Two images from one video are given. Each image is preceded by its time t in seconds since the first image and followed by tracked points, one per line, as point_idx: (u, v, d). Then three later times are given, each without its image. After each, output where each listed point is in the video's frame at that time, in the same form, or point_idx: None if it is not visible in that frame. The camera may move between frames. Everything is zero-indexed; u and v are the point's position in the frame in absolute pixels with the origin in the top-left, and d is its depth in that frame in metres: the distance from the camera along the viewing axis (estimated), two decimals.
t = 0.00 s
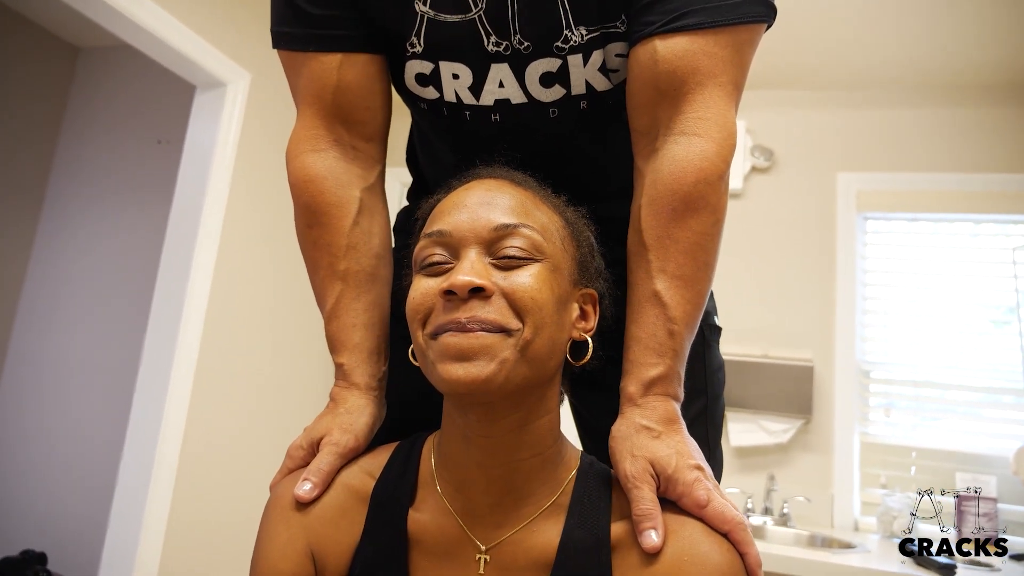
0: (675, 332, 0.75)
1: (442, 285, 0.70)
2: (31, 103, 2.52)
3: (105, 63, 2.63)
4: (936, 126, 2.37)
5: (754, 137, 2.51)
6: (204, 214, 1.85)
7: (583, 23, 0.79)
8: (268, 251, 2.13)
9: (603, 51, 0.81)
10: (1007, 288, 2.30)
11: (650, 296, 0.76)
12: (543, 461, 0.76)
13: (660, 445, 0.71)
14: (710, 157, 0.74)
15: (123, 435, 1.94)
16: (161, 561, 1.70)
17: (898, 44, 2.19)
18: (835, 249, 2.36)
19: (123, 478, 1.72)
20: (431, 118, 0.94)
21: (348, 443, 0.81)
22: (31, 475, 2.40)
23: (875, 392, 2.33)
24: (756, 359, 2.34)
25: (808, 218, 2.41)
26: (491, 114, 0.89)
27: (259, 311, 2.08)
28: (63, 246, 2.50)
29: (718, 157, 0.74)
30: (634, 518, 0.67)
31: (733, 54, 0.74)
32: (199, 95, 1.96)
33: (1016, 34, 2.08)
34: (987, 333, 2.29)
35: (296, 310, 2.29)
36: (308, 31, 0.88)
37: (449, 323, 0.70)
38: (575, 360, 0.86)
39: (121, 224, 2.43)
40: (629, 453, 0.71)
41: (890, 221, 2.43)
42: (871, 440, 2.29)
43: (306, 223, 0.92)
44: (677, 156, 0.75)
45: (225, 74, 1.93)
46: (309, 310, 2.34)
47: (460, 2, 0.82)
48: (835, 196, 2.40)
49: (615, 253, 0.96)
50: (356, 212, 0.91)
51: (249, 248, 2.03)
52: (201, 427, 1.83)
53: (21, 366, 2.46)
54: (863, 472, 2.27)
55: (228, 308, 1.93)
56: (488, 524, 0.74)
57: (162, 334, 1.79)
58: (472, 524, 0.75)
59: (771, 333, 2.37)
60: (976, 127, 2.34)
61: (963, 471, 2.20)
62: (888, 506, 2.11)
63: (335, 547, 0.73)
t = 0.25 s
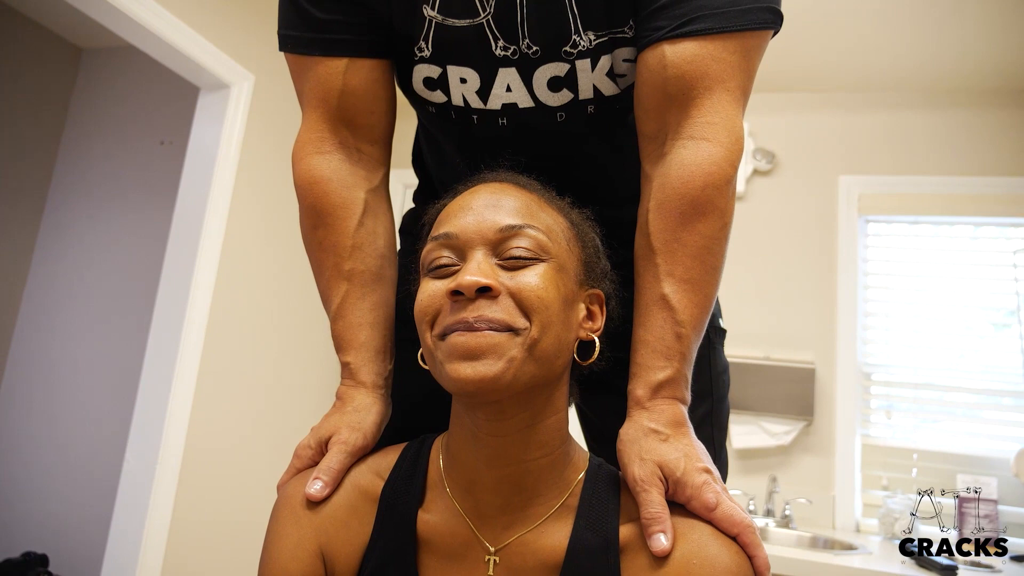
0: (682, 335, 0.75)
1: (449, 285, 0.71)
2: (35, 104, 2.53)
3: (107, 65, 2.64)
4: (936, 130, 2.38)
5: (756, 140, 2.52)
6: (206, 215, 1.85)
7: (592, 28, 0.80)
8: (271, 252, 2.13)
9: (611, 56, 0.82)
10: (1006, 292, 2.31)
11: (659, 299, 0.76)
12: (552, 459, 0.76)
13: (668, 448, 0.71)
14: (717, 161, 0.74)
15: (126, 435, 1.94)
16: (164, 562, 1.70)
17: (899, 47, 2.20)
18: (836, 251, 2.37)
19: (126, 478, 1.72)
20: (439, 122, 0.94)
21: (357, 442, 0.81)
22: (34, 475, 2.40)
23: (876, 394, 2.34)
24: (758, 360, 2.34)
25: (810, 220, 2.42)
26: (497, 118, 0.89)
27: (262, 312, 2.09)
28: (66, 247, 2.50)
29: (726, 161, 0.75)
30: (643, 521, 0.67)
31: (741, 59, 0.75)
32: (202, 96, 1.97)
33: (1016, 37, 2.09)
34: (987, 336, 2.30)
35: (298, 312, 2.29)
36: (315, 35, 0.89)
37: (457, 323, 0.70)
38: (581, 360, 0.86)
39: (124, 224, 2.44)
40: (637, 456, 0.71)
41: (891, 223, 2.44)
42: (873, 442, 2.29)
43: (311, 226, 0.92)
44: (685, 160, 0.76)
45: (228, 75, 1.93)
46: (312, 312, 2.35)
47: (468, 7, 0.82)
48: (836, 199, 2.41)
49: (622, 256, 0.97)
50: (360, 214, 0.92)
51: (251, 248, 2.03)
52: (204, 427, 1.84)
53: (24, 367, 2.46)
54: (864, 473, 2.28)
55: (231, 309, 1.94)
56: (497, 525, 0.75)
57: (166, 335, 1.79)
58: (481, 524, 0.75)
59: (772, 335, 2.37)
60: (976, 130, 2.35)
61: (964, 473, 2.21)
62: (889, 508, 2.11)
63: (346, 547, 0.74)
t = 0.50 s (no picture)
0: (673, 334, 0.76)
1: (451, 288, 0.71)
2: (22, 105, 2.51)
3: (96, 67, 2.62)
4: (922, 133, 2.42)
5: (745, 142, 2.54)
6: (197, 217, 1.84)
7: (586, 33, 0.81)
8: (262, 254, 2.12)
9: (606, 61, 0.83)
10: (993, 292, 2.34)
11: (650, 298, 0.77)
12: (550, 459, 0.76)
13: (658, 443, 0.72)
14: (712, 166, 0.75)
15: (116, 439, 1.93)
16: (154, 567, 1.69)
17: (886, 51, 2.22)
18: (825, 252, 2.39)
19: (116, 482, 1.71)
20: (433, 125, 0.95)
21: (354, 443, 0.81)
22: (22, 479, 2.38)
23: (864, 394, 2.36)
24: (748, 361, 2.36)
25: (799, 222, 2.44)
26: (492, 122, 0.90)
27: (253, 314, 2.08)
28: (53, 249, 2.48)
29: (721, 165, 0.76)
30: (636, 516, 0.68)
31: (737, 66, 0.76)
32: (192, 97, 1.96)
33: (999, 42, 2.12)
34: (973, 336, 2.33)
35: (290, 314, 2.28)
36: (310, 38, 0.89)
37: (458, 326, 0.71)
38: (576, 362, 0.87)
39: (113, 226, 2.42)
40: (628, 452, 0.72)
41: (879, 225, 2.47)
42: (862, 442, 2.32)
43: (305, 229, 0.93)
44: (680, 164, 0.77)
45: (219, 77, 1.93)
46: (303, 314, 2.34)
47: (463, 11, 0.83)
48: (825, 201, 2.43)
49: (616, 258, 0.97)
50: (355, 218, 0.92)
51: (243, 251, 2.02)
52: (195, 431, 1.83)
53: (11, 370, 2.43)
54: (853, 473, 2.30)
55: (222, 311, 1.93)
56: (494, 526, 0.75)
57: (155, 337, 1.78)
58: (479, 524, 0.76)
59: (762, 336, 2.39)
60: (961, 133, 2.39)
61: (951, 471, 2.23)
62: (878, 507, 2.14)
63: (343, 547, 0.74)
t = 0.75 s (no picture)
0: (670, 336, 0.76)
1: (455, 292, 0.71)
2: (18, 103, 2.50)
3: (92, 65, 2.61)
4: (918, 136, 2.43)
5: (742, 144, 2.54)
6: (194, 216, 1.84)
7: (584, 35, 0.81)
8: (259, 253, 2.12)
9: (604, 62, 0.83)
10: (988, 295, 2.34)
11: (646, 300, 0.78)
12: (547, 465, 0.77)
13: (653, 445, 0.72)
14: (709, 168, 0.76)
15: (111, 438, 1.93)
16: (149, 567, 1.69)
17: (883, 54, 2.23)
18: (822, 255, 2.40)
19: (111, 482, 1.71)
20: (432, 126, 0.95)
21: (348, 445, 0.81)
22: (17, 478, 2.37)
23: (860, 396, 2.37)
24: (744, 363, 2.37)
25: (795, 224, 2.45)
26: (490, 123, 0.90)
27: (249, 313, 2.08)
28: (49, 247, 2.47)
29: (717, 167, 0.76)
30: (635, 518, 0.68)
31: (733, 67, 0.76)
32: (190, 97, 1.96)
33: (995, 46, 2.13)
34: (968, 339, 2.33)
35: (286, 314, 2.28)
36: (309, 38, 0.88)
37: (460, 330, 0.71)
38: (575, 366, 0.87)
39: (109, 226, 2.42)
40: (624, 454, 0.72)
41: (875, 227, 2.47)
42: (857, 444, 2.33)
43: (304, 229, 0.93)
44: (677, 165, 0.77)
45: (216, 77, 1.92)
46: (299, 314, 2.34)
47: (462, 12, 0.83)
48: (821, 203, 2.44)
49: (615, 261, 0.98)
50: (354, 218, 0.92)
51: (240, 250, 2.02)
52: (191, 430, 1.82)
53: (5, 369, 2.43)
54: (849, 474, 2.31)
55: (218, 311, 1.93)
56: (490, 528, 0.76)
57: (153, 337, 1.78)
58: (475, 526, 0.76)
59: (758, 338, 2.40)
60: (956, 137, 2.40)
61: (945, 474, 2.24)
62: (873, 509, 2.14)
63: (336, 548, 0.74)
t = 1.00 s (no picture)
0: (661, 331, 0.76)
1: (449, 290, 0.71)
2: (17, 103, 2.50)
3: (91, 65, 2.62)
4: (917, 135, 2.42)
5: (740, 143, 2.54)
6: (193, 216, 1.84)
7: (570, 30, 0.81)
8: (257, 253, 2.13)
9: (590, 57, 0.83)
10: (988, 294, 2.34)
11: (637, 296, 0.77)
12: (540, 462, 0.77)
13: (645, 440, 0.72)
14: (697, 161, 0.76)
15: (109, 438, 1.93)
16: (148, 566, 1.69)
17: (881, 53, 2.23)
18: (821, 254, 2.40)
19: (110, 481, 1.71)
20: (420, 123, 0.95)
21: (338, 443, 0.81)
22: (16, 478, 2.37)
23: (859, 395, 2.37)
24: (742, 362, 2.37)
25: (794, 223, 2.44)
26: (478, 120, 0.90)
27: (247, 313, 2.08)
28: (49, 246, 2.48)
29: (706, 161, 0.76)
30: (628, 513, 0.68)
31: (720, 61, 0.76)
32: (188, 97, 1.96)
33: (993, 44, 2.13)
34: (968, 338, 2.33)
35: (285, 313, 2.29)
36: (297, 35, 0.89)
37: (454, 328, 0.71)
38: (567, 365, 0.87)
39: (109, 226, 2.42)
40: (616, 450, 0.72)
41: (874, 226, 2.47)
42: (856, 443, 2.33)
43: (293, 226, 0.93)
44: (666, 160, 0.77)
45: (215, 77, 1.93)
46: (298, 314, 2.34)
47: (448, 9, 0.83)
48: (820, 202, 2.44)
49: (609, 259, 0.97)
50: (343, 214, 0.92)
51: (239, 250, 2.03)
52: (189, 430, 1.83)
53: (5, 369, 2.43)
54: (847, 474, 2.30)
55: (217, 310, 1.93)
56: (483, 526, 0.76)
57: (152, 337, 1.78)
58: (468, 525, 0.76)
59: (757, 337, 2.40)
60: (954, 136, 2.40)
61: (944, 472, 2.24)
62: (872, 508, 2.14)
63: (327, 547, 0.73)
